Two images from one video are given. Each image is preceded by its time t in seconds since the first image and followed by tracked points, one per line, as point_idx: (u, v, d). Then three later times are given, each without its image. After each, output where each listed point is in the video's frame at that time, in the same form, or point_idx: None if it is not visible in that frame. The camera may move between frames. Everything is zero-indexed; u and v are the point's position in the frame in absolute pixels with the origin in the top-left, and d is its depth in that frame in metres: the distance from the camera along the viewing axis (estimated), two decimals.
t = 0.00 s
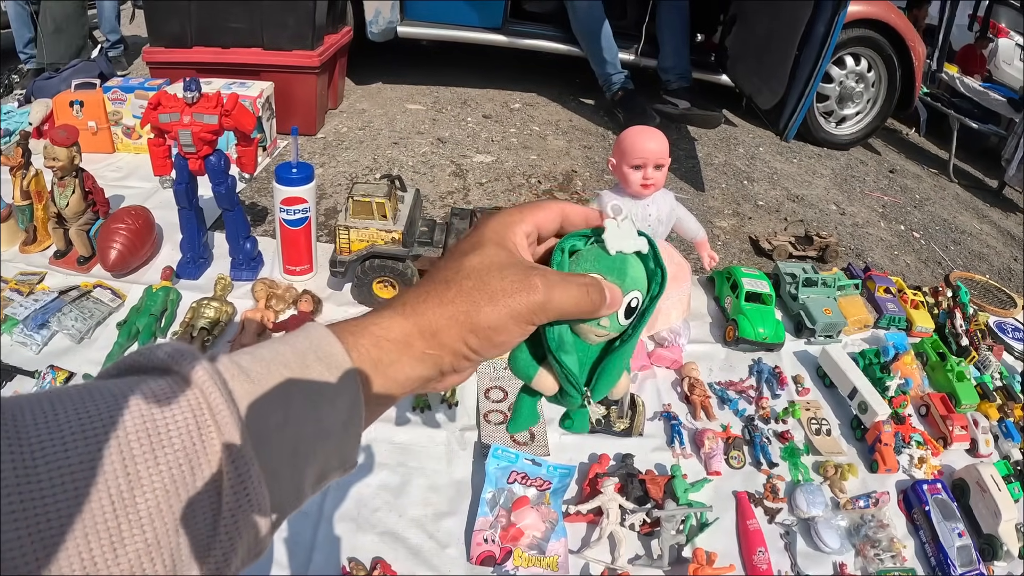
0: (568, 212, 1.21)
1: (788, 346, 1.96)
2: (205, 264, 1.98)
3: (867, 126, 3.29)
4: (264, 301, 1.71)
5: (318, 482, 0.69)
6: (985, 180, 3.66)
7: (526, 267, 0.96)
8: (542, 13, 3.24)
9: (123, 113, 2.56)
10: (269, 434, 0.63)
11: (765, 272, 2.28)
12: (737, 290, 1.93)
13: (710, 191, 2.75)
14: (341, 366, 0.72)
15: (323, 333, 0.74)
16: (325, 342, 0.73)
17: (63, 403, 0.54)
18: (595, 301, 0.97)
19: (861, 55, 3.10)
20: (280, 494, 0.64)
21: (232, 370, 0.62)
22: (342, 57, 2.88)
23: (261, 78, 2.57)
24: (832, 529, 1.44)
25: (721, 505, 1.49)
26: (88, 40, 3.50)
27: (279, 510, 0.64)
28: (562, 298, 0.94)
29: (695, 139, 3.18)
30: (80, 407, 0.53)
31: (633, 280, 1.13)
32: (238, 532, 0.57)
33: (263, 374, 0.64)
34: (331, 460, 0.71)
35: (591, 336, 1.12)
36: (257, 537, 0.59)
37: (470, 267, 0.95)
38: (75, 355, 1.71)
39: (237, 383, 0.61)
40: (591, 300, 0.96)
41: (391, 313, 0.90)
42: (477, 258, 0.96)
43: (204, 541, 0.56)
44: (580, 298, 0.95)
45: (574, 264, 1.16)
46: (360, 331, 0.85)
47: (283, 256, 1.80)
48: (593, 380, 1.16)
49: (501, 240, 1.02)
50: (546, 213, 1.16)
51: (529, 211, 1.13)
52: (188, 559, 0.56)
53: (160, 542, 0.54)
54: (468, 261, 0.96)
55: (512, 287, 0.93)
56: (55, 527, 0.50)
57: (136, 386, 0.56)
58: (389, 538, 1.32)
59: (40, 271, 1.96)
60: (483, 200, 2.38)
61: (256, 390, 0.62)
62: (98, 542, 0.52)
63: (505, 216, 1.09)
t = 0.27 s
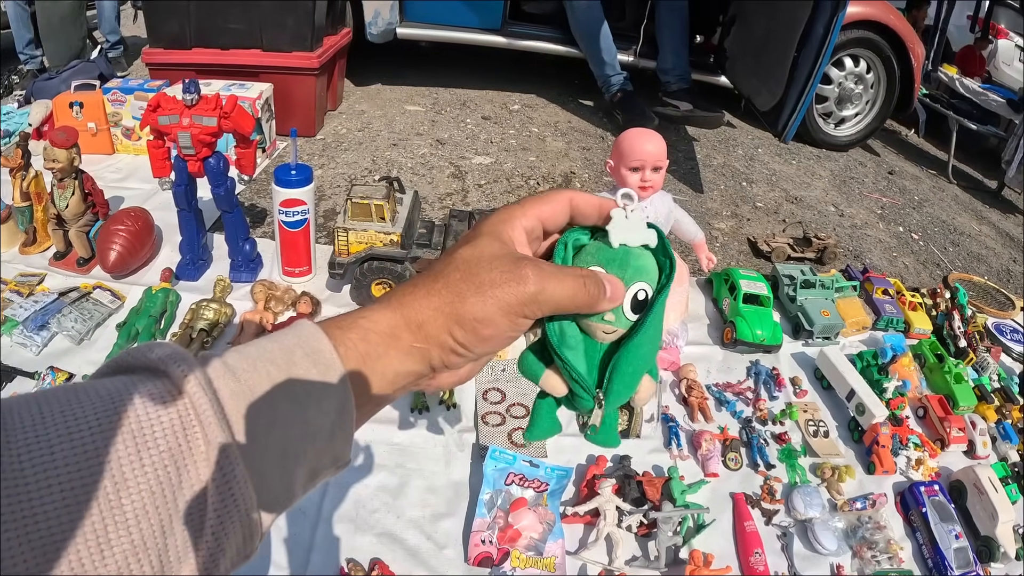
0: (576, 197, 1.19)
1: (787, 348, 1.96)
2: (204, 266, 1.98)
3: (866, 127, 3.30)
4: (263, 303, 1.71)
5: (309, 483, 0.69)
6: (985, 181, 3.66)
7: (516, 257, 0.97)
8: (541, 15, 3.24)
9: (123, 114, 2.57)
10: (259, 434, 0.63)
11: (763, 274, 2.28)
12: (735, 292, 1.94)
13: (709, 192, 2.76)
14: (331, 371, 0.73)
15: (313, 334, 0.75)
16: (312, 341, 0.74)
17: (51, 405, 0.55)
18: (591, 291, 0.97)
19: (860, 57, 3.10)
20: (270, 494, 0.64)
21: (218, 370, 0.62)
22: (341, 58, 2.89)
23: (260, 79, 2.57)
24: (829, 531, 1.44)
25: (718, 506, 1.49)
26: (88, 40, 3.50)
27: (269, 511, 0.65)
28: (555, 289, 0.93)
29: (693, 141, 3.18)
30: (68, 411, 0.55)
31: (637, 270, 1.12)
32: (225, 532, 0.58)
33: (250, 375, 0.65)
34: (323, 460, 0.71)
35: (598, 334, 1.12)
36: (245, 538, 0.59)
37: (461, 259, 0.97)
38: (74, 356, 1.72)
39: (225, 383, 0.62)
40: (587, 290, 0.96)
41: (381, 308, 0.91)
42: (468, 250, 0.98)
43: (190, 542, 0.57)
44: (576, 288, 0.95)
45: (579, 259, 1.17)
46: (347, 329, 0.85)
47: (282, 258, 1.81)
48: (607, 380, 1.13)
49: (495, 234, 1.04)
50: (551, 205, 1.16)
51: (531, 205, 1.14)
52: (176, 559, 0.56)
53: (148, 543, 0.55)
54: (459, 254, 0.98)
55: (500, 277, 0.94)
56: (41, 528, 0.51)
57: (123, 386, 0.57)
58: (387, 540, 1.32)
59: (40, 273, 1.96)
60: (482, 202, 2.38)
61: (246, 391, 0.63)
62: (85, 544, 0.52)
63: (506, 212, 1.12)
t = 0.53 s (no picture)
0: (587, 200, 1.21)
1: (786, 349, 1.96)
2: (203, 267, 1.98)
3: (865, 128, 3.30)
4: (263, 304, 1.72)
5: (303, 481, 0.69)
6: (983, 182, 3.67)
7: (519, 255, 0.97)
8: (540, 16, 3.24)
9: (122, 116, 2.56)
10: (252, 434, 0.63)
11: (763, 275, 2.28)
12: (734, 293, 1.93)
13: (707, 194, 2.76)
14: (325, 369, 0.72)
15: (308, 330, 0.75)
16: (305, 337, 0.73)
17: (39, 404, 0.55)
18: (588, 297, 0.98)
19: (858, 58, 3.10)
20: (264, 494, 0.64)
21: (212, 371, 0.62)
22: (340, 59, 2.88)
23: (259, 81, 2.57)
24: (829, 532, 1.44)
25: (717, 507, 1.49)
26: (88, 42, 3.49)
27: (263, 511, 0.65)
28: (556, 291, 0.94)
29: (692, 142, 3.18)
30: (57, 413, 0.55)
31: (637, 286, 1.11)
32: (218, 533, 0.58)
33: (243, 374, 0.64)
34: (316, 458, 0.71)
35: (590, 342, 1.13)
36: (238, 539, 0.59)
37: (462, 255, 0.97)
38: (73, 357, 1.71)
39: (218, 384, 0.62)
40: (585, 293, 0.97)
41: (377, 301, 0.90)
42: (470, 246, 0.99)
43: (182, 545, 0.57)
44: (575, 291, 0.95)
45: (582, 262, 1.17)
46: (341, 323, 0.84)
47: (281, 259, 1.80)
48: (590, 392, 1.14)
49: (499, 232, 1.04)
50: (562, 206, 1.18)
51: (542, 205, 1.16)
52: (169, 561, 0.56)
53: (140, 545, 0.55)
54: (461, 250, 0.98)
55: (501, 274, 0.93)
56: (32, 532, 0.51)
57: (114, 386, 0.57)
58: (386, 541, 1.32)
59: (39, 274, 1.96)
60: (481, 203, 2.38)
61: (240, 391, 0.63)
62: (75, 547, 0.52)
63: (514, 211, 1.13)
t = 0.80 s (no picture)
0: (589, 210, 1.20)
1: (781, 351, 1.96)
2: (196, 272, 1.96)
3: (858, 130, 3.31)
4: (256, 310, 1.70)
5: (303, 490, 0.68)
6: (976, 184, 3.68)
7: (524, 266, 0.96)
8: (534, 20, 3.25)
9: (115, 120, 2.55)
10: (251, 442, 0.62)
11: (758, 278, 2.28)
12: (729, 296, 1.93)
13: (701, 197, 2.76)
14: (324, 378, 0.71)
15: (310, 340, 0.73)
16: (307, 347, 0.72)
17: (35, 411, 0.54)
18: (589, 308, 0.98)
19: (851, 61, 3.11)
20: (263, 503, 0.63)
21: (208, 376, 0.61)
22: (334, 64, 2.88)
23: (253, 85, 2.56)
24: (828, 534, 1.44)
25: (715, 510, 1.48)
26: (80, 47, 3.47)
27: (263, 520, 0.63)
28: (558, 302, 0.93)
29: (685, 145, 3.18)
30: (55, 421, 0.54)
31: (636, 297, 1.11)
32: (219, 544, 0.56)
33: (243, 381, 0.63)
34: (316, 466, 0.69)
35: (586, 352, 1.12)
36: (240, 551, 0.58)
37: (464, 264, 0.96)
38: (66, 363, 1.70)
39: (217, 391, 0.60)
40: (587, 304, 0.98)
41: (378, 308, 0.89)
42: (474, 256, 0.98)
43: (182, 555, 0.55)
44: (577, 302, 0.96)
45: (581, 271, 1.17)
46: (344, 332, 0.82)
47: (274, 264, 1.79)
48: (586, 400, 1.15)
49: (503, 241, 1.03)
50: (563, 216, 1.17)
51: (543, 213, 1.15)
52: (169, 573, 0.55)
53: (139, 556, 0.53)
54: (465, 258, 0.97)
55: (505, 284, 0.93)
56: (28, 544, 0.49)
57: (112, 393, 0.56)
58: (382, 547, 1.31)
59: (30, 279, 1.95)
60: (475, 208, 2.38)
61: (240, 398, 0.61)
62: (73, 558, 0.51)
63: (516, 219, 1.12)
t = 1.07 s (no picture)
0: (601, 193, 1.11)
1: (772, 355, 1.97)
2: (186, 281, 1.96)
3: (846, 134, 3.33)
4: (247, 319, 1.71)
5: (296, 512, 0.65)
6: (964, 185, 3.71)
7: (537, 290, 0.85)
8: (523, 27, 3.26)
9: (104, 129, 2.54)
10: (243, 478, 0.59)
11: (747, 282, 2.29)
12: (719, 300, 1.93)
13: (691, 202, 2.77)
14: (323, 410, 0.68)
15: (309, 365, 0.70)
16: (304, 376, 0.68)
17: (21, 445, 0.53)
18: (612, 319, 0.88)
19: (838, 65, 3.13)
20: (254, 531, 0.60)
21: (197, 407, 0.58)
22: (323, 72, 2.88)
23: (242, 94, 2.57)
24: (819, 536, 1.45)
25: (707, 514, 1.49)
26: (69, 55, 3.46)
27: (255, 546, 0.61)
28: (577, 323, 0.84)
29: (674, 150, 3.20)
30: (41, 455, 0.53)
31: (656, 286, 1.14)
32: None
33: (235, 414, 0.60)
34: (312, 492, 0.67)
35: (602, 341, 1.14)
36: None
37: (468, 293, 0.84)
38: (56, 374, 1.69)
39: (209, 428, 0.58)
40: (610, 321, 0.88)
41: (378, 337, 0.83)
42: (482, 277, 0.84)
43: None
44: (600, 320, 0.86)
45: (594, 254, 1.17)
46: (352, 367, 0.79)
47: (264, 273, 1.79)
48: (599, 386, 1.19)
49: (510, 249, 0.88)
50: (565, 196, 1.01)
51: (541, 198, 0.97)
52: None
53: None
54: (471, 280, 0.84)
55: (520, 320, 0.84)
56: None
57: (96, 425, 0.54)
58: (375, 556, 1.31)
59: (20, 289, 1.94)
60: (465, 215, 2.38)
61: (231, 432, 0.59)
62: None
63: (519, 214, 0.94)
